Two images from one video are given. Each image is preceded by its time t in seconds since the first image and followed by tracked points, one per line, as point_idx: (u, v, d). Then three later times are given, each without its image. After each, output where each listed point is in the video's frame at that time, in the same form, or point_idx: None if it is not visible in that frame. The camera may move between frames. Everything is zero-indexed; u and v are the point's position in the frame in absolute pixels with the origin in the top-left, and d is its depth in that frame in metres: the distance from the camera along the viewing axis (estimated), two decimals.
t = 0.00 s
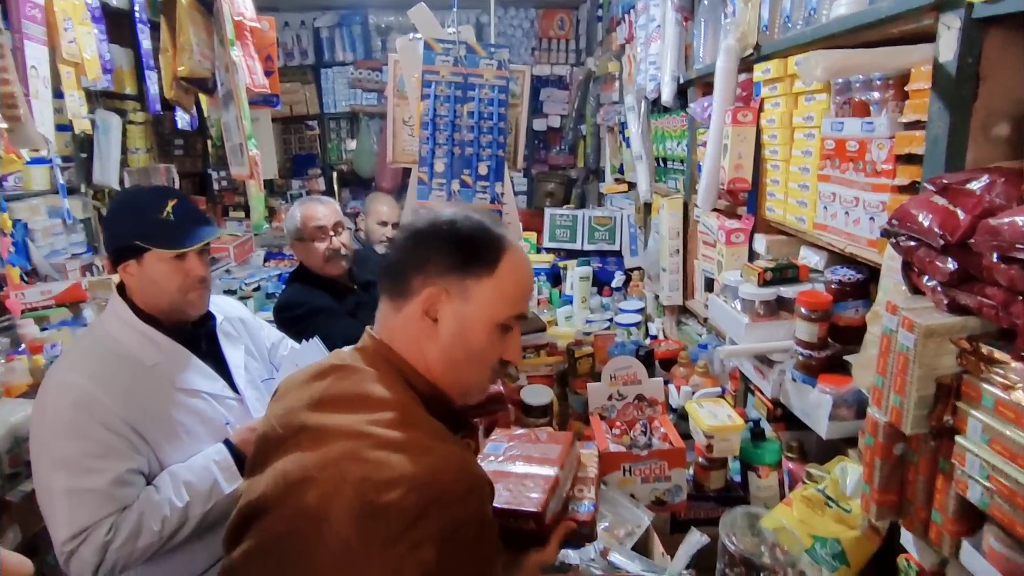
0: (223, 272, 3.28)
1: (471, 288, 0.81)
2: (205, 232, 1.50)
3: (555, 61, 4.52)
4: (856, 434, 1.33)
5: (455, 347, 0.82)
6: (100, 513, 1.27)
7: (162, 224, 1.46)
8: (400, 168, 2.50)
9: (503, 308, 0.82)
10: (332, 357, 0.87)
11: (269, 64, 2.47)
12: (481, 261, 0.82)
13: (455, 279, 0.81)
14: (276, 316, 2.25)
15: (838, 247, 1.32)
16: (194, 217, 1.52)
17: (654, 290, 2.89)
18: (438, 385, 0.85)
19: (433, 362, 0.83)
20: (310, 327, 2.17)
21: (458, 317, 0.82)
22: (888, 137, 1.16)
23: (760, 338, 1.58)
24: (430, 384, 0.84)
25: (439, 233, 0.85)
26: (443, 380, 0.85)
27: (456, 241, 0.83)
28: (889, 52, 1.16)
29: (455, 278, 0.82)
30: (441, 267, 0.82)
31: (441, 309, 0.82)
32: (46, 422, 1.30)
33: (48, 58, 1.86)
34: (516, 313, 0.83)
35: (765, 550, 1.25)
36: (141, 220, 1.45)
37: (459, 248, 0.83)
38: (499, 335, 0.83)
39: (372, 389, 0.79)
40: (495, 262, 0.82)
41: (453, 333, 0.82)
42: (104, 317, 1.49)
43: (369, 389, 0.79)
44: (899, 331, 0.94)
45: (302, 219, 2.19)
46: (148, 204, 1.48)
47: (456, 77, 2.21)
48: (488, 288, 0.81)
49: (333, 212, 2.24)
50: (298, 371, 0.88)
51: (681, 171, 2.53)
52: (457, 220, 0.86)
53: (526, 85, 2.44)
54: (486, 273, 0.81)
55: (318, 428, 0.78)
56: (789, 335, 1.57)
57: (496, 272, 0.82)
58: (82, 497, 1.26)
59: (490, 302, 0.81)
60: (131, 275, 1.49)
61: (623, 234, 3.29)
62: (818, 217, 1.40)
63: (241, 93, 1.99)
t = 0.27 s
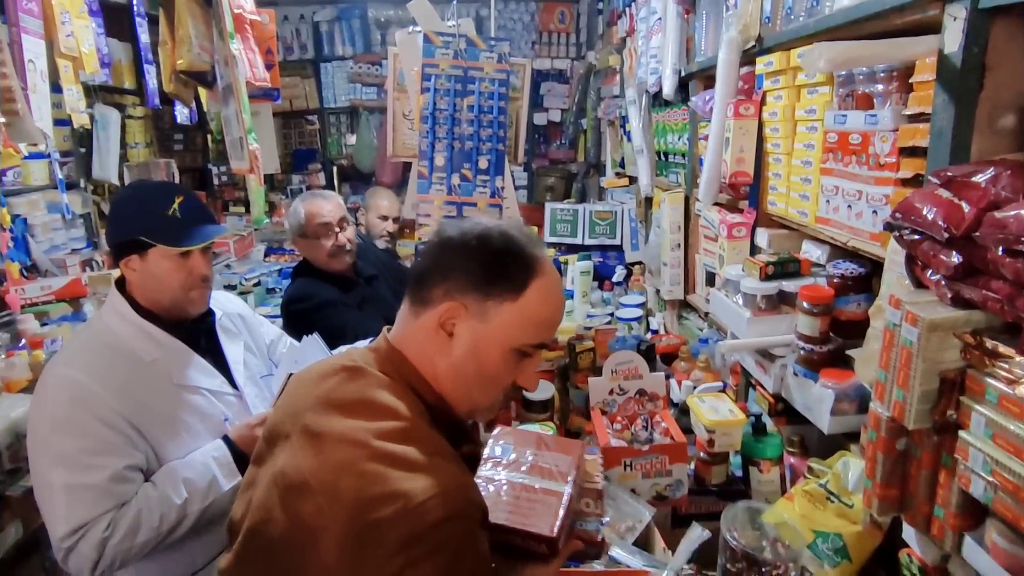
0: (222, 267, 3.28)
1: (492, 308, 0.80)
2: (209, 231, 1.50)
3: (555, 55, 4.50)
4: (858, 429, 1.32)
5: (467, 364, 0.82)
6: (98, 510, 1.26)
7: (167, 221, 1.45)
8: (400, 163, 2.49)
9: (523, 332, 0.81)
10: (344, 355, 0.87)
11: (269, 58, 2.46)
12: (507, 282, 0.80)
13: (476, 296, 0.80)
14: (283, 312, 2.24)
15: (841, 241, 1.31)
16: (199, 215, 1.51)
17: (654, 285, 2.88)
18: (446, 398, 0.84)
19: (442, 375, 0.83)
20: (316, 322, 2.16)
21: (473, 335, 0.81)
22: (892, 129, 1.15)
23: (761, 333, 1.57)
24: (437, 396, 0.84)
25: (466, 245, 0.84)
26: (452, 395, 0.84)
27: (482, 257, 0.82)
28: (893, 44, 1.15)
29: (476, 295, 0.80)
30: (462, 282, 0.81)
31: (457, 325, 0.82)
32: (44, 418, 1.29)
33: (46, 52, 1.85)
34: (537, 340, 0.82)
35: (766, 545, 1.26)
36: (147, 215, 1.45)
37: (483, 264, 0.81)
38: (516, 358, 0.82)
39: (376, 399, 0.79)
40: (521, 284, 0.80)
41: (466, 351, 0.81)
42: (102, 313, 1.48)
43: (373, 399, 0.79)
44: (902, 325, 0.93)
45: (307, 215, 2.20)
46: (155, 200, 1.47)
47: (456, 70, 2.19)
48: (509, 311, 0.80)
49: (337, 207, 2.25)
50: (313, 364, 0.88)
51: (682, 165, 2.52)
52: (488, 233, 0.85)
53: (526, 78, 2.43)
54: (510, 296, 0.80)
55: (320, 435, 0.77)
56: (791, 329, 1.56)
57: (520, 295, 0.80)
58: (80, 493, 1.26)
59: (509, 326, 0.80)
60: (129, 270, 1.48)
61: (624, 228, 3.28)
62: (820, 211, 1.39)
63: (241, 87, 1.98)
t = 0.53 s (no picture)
0: (221, 264, 3.28)
1: (464, 307, 0.82)
2: (208, 231, 1.49)
3: (554, 50, 4.49)
4: (857, 423, 1.33)
5: (443, 362, 0.84)
6: (94, 508, 1.26)
7: (167, 219, 1.45)
8: (398, 158, 2.49)
9: (496, 330, 0.82)
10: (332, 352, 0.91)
11: (267, 53, 2.45)
12: (480, 281, 0.81)
13: (450, 295, 0.82)
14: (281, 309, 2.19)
15: (839, 236, 1.31)
16: (200, 215, 1.51)
17: (653, 280, 2.88)
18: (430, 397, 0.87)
19: (422, 372, 0.86)
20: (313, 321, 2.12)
21: (447, 331, 0.83)
22: (891, 124, 1.15)
23: (760, 328, 1.57)
24: (421, 394, 0.87)
25: (444, 243, 0.86)
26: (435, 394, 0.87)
27: (457, 256, 0.84)
28: (893, 39, 1.15)
29: (450, 295, 0.83)
30: (438, 281, 0.83)
31: (433, 324, 0.84)
32: (40, 416, 1.29)
33: (43, 48, 1.84)
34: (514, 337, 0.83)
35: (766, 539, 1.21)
36: (147, 212, 1.44)
37: (458, 262, 0.83)
38: (494, 355, 0.84)
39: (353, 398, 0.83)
40: (493, 281, 0.82)
41: (442, 348, 0.84)
42: (98, 310, 1.48)
43: (350, 399, 0.83)
44: (900, 320, 0.93)
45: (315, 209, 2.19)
46: (157, 198, 1.47)
47: (455, 65, 2.19)
48: (480, 309, 0.81)
49: (347, 204, 2.25)
50: (302, 363, 0.93)
51: (681, 160, 2.52)
52: (467, 231, 0.86)
53: (525, 74, 2.42)
54: (482, 294, 0.81)
55: (297, 435, 0.81)
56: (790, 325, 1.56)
57: (492, 293, 0.81)
58: (76, 492, 1.26)
59: (481, 324, 0.82)
60: (128, 265, 1.48)
61: (623, 224, 3.29)
62: (819, 206, 1.40)
63: (240, 83, 1.98)
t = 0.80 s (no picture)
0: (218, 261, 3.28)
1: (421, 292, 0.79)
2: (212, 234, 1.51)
3: (551, 46, 4.49)
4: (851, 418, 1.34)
5: (409, 352, 0.81)
6: (89, 511, 1.27)
7: (174, 221, 1.46)
8: (395, 155, 2.49)
9: (457, 313, 0.78)
10: (309, 351, 0.90)
11: (263, 50, 2.45)
12: (434, 264, 0.79)
13: (407, 282, 0.80)
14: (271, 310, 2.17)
15: (834, 231, 1.32)
16: (203, 218, 1.53)
17: (650, 276, 2.89)
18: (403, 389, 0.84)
19: (390, 364, 0.83)
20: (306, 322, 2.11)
21: (408, 320, 0.80)
22: (885, 120, 1.16)
23: (755, 324, 1.58)
24: (393, 387, 0.84)
25: (400, 231, 0.83)
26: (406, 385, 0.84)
27: (412, 242, 0.81)
28: (887, 35, 1.16)
29: (407, 282, 0.80)
30: (395, 270, 0.81)
31: (394, 313, 0.81)
32: (35, 418, 1.30)
33: (38, 45, 1.84)
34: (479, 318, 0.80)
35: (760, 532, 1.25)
36: (154, 214, 1.45)
37: (413, 248, 0.80)
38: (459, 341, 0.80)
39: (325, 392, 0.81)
40: (447, 263, 0.78)
41: (406, 338, 0.81)
42: (92, 309, 1.47)
43: (320, 392, 0.81)
44: (894, 315, 0.94)
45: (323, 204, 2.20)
46: (162, 200, 1.47)
47: (451, 61, 2.19)
48: (437, 293, 0.78)
49: (355, 201, 2.26)
50: (282, 365, 0.92)
51: (678, 156, 2.53)
52: (421, 216, 0.83)
53: (522, 70, 2.42)
54: (437, 277, 0.78)
55: (266, 433, 0.79)
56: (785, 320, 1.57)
57: (446, 276, 0.78)
58: (71, 495, 1.26)
59: (439, 308, 0.78)
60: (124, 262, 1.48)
61: (620, 220, 3.30)
62: (814, 202, 1.40)
63: (236, 79, 1.98)
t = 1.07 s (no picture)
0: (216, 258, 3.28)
1: (378, 277, 0.78)
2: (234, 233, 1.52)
3: (548, 43, 4.49)
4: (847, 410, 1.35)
5: (378, 339, 0.80)
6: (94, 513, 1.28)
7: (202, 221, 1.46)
8: (392, 151, 2.49)
9: (417, 294, 0.77)
10: (288, 346, 0.91)
11: (260, 47, 2.45)
12: (386, 247, 0.78)
13: (364, 269, 0.79)
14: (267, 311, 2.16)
15: (830, 226, 1.33)
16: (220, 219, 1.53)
17: (648, 272, 2.89)
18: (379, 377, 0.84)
19: (363, 354, 0.82)
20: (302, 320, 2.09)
21: (372, 307, 0.79)
22: (880, 115, 1.16)
23: (752, 318, 1.59)
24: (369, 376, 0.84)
25: (354, 220, 0.82)
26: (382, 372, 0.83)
27: (366, 228, 0.80)
28: (881, 30, 1.16)
29: (364, 269, 0.79)
30: (352, 259, 0.80)
31: (358, 302, 0.80)
32: (36, 420, 1.29)
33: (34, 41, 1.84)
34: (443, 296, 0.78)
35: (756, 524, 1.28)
36: (180, 216, 1.44)
37: (367, 234, 0.79)
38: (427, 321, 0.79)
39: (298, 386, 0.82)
40: (401, 244, 0.77)
41: (373, 325, 0.80)
42: (90, 307, 1.46)
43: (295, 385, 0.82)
44: (888, 308, 0.95)
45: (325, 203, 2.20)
46: (183, 202, 1.47)
47: (448, 57, 2.19)
48: (394, 276, 0.77)
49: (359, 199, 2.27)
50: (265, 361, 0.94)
51: (674, 152, 2.53)
52: (371, 203, 0.82)
53: (518, 66, 2.43)
54: (392, 259, 0.77)
55: (245, 428, 0.81)
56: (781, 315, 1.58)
57: (401, 256, 0.77)
58: (76, 498, 1.27)
59: (398, 290, 0.77)
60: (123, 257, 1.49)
61: (617, 217, 3.32)
62: (810, 196, 1.41)
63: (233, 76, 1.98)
